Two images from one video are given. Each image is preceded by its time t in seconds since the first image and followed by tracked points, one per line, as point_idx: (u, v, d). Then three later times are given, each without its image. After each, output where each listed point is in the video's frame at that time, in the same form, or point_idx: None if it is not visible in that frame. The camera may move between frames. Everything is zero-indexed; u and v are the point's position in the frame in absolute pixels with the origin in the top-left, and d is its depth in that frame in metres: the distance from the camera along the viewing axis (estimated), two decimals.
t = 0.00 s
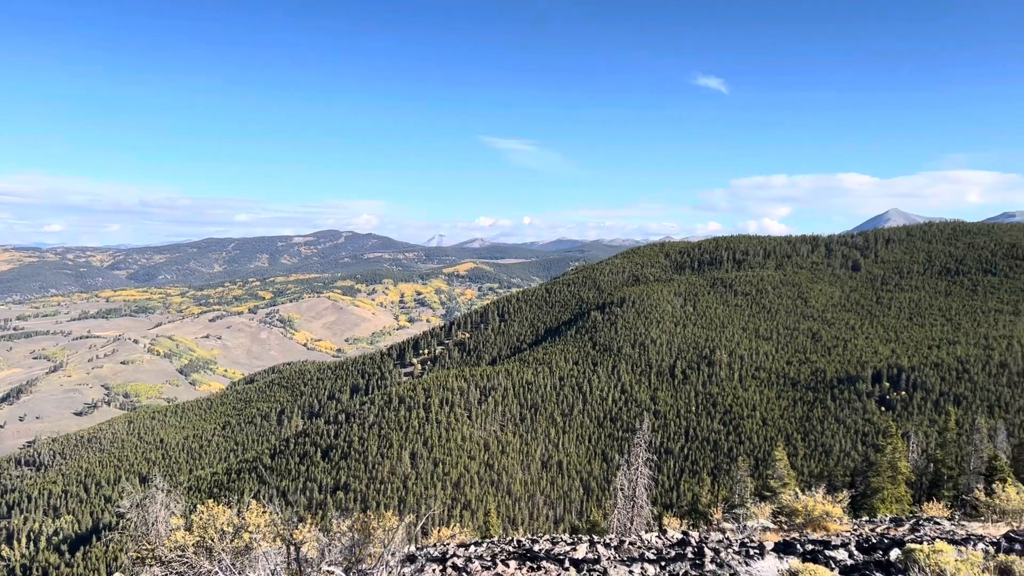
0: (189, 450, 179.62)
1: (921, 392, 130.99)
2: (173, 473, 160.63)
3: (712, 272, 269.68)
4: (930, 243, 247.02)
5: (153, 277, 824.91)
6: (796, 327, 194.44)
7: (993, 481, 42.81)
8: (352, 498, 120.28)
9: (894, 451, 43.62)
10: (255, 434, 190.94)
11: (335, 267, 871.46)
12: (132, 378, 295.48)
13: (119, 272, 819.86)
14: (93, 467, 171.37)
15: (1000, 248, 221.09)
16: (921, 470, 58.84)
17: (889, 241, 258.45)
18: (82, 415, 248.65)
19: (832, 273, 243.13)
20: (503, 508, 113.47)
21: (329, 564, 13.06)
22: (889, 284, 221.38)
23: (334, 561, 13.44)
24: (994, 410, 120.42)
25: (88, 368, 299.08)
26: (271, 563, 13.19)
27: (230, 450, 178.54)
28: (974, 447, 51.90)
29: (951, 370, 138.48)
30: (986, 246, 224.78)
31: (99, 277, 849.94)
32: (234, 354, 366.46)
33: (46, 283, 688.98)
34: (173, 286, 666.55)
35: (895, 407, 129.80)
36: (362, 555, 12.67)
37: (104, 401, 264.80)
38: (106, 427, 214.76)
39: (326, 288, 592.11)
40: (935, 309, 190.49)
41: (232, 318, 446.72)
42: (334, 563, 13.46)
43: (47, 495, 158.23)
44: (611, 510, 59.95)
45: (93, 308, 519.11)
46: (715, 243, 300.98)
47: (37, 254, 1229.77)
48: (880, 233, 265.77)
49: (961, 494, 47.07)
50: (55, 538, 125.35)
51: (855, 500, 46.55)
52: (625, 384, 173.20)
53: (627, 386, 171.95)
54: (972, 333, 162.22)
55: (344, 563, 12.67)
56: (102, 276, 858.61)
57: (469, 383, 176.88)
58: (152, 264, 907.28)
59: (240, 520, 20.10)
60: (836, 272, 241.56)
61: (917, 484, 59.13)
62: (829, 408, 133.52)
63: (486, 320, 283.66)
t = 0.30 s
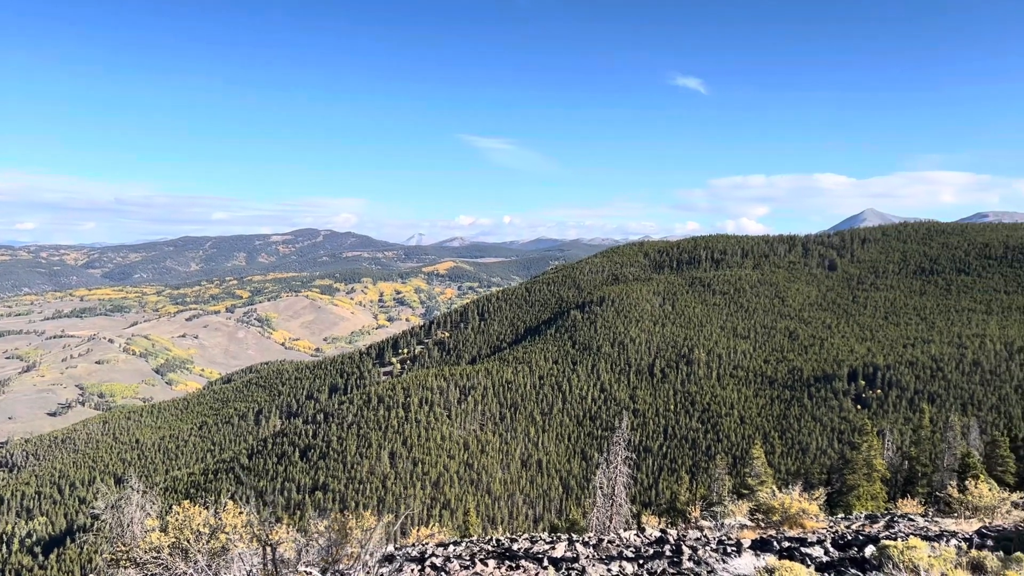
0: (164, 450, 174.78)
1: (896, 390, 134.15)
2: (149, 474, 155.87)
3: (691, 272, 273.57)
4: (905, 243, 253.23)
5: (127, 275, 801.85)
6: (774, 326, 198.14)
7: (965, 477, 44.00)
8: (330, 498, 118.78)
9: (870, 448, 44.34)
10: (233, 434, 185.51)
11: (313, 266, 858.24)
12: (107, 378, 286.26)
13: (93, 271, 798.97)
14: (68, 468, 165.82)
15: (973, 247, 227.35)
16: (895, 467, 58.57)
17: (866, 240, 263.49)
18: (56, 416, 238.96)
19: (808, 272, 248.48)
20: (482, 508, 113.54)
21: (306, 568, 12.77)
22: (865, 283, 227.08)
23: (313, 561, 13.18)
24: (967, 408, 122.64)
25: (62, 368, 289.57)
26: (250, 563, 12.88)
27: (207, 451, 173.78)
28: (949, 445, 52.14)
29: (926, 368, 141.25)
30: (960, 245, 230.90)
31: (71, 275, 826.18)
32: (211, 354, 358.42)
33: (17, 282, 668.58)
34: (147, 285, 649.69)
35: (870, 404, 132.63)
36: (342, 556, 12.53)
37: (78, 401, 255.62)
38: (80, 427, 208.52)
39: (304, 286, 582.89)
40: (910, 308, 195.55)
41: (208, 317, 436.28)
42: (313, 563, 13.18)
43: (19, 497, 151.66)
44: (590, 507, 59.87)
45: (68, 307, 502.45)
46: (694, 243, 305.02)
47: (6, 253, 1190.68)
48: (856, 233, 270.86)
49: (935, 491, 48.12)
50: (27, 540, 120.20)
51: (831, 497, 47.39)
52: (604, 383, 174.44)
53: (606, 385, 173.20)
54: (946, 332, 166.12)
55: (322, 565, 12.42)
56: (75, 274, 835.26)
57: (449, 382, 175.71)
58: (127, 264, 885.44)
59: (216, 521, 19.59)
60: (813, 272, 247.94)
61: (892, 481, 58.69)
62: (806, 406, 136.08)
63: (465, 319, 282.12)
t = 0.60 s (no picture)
0: (141, 451, 170.68)
1: (873, 388, 136.54)
2: (125, 475, 152.06)
3: (671, 271, 277.19)
4: (881, 242, 259.77)
5: (101, 273, 779.28)
6: (752, 324, 201.77)
7: (940, 474, 45.02)
8: (310, 499, 117.18)
9: (847, 446, 45.30)
10: (211, 434, 181.13)
11: (291, 265, 844.88)
12: (83, 378, 277.91)
13: (66, 270, 778.61)
14: (42, 470, 161.04)
15: (948, 247, 233.54)
16: (871, 465, 59.53)
17: (843, 240, 269.28)
18: (30, 416, 230.73)
19: (786, 272, 253.57)
20: (463, 507, 113.56)
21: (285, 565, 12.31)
22: (842, 282, 233.02)
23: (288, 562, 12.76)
24: (942, 405, 123.98)
25: (36, 369, 280.95)
26: (226, 565, 12.48)
27: (185, 451, 169.06)
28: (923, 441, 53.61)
29: (902, 366, 144.02)
30: (935, 246, 236.95)
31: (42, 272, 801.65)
32: (189, 353, 350.91)
33: None
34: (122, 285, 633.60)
35: (848, 402, 135.04)
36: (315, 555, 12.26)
37: (53, 401, 247.18)
38: (55, 428, 202.92)
39: (282, 285, 573.20)
40: (887, 306, 200.55)
41: (185, 316, 426.14)
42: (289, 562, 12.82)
43: None
44: (570, 506, 59.84)
45: (43, 306, 487.39)
46: (673, 243, 309.06)
47: None
48: (834, 233, 276.55)
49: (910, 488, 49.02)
50: None
51: (809, 493, 48.03)
52: (585, 381, 175.48)
53: (586, 383, 174.20)
54: (922, 331, 169.97)
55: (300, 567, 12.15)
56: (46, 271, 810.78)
57: (429, 381, 174.62)
58: (103, 262, 864.81)
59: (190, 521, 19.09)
60: (791, 271, 253.08)
61: (868, 478, 59.53)
62: (784, 404, 138.57)
63: (446, 318, 280.40)
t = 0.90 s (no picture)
0: (119, 451, 166.36)
1: (851, 386, 139.06)
2: (102, 476, 148.18)
3: (651, 269, 280.52)
4: (859, 241, 265.78)
5: (75, 272, 758.38)
6: (732, 323, 204.86)
7: (917, 471, 45.88)
8: (290, 499, 115.70)
9: (826, 444, 46.08)
10: (190, 434, 177.23)
11: (270, 263, 831.40)
12: (61, 378, 270.26)
13: (37, 269, 756.08)
14: (17, 471, 156.29)
15: (924, 247, 239.02)
16: (850, 462, 60.37)
17: (821, 239, 275.21)
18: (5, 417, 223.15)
19: (765, 271, 258.48)
20: (444, 506, 113.17)
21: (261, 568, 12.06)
22: (821, 281, 238.20)
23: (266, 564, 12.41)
24: (919, 402, 126.61)
25: (9, 369, 272.31)
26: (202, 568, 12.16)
27: (164, 451, 165.04)
28: (900, 440, 53.71)
29: (879, 364, 146.92)
30: (912, 245, 242.12)
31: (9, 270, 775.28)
32: (168, 352, 343.51)
33: None
34: (97, 284, 617.70)
35: (826, 400, 137.37)
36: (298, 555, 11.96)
37: (28, 402, 239.45)
38: (30, 429, 197.10)
39: (261, 283, 563.78)
40: (864, 305, 205.15)
41: (163, 315, 416.38)
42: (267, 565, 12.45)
43: None
44: (551, 505, 60.01)
45: (17, 305, 473.44)
46: (654, 242, 312.44)
47: None
48: (812, 232, 282.12)
49: (887, 485, 49.75)
50: None
51: (788, 491, 48.60)
52: (566, 380, 176.12)
53: (568, 382, 174.83)
54: (899, 329, 173.06)
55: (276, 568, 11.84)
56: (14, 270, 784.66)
57: (411, 380, 173.57)
58: (78, 261, 842.91)
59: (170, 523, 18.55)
60: (770, 270, 257.64)
61: (847, 475, 60.62)
62: (764, 402, 140.64)
63: (427, 317, 278.72)
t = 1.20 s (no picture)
0: (97, 452, 161.85)
1: (830, 383, 141.64)
2: (79, 477, 144.07)
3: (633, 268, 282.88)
4: (838, 239, 271.41)
5: (48, 271, 737.49)
6: (713, 321, 207.84)
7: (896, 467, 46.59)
8: (270, 499, 114.02)
9: (805, 440, 46.87)
10: (169, 434, 173.14)
11: (249, 262, 816.85)
12: (36, 378, 262.22)
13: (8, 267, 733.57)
14: None
15: (901, 245, 244.03)
16: (829, 459, 61.41)
17: (801, 238, 280.47)
18: None
19: (746, 269, 262.14)
20: (427, 505, 112.82)
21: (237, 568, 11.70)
22: (801, 279, 243.07)
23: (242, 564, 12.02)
24: (896, 399, 129.05)
25: None
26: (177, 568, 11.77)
27: (142, 451, 161.00)
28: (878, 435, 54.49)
29: (858, 361, 149.29)
30: (890, 243, 246.94)
31: None
32: (147, 352, 335.52)
33: None
34: (71, 283, 601.62)
35: (805, 397, 139.56)
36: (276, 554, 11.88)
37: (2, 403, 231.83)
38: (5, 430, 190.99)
39: (241, 282, 553.92)
40: (843, 303, 209.58)
41: (141, 314, 406.96)
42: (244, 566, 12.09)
43: None
44: (532, 503, 59.83)
45: None
46: (635, 240, 315.24)
47: None
48: (792, 231, 287.04)
49: (867, 481, 50.49)
50: None
51: (767, 487, 49.32)
52: (549, 378, 176.62)
53: (551, 380, 175.34)
54: (877, 326, 176.44)
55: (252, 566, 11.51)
56: None
57: (393, 379, 172.35)
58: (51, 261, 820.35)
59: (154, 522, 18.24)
60: (751, 268, 262.22)
61: (826, 471, 61.76)
62: (744, 399, 142.74)
63: (409, 316, 276.60)
